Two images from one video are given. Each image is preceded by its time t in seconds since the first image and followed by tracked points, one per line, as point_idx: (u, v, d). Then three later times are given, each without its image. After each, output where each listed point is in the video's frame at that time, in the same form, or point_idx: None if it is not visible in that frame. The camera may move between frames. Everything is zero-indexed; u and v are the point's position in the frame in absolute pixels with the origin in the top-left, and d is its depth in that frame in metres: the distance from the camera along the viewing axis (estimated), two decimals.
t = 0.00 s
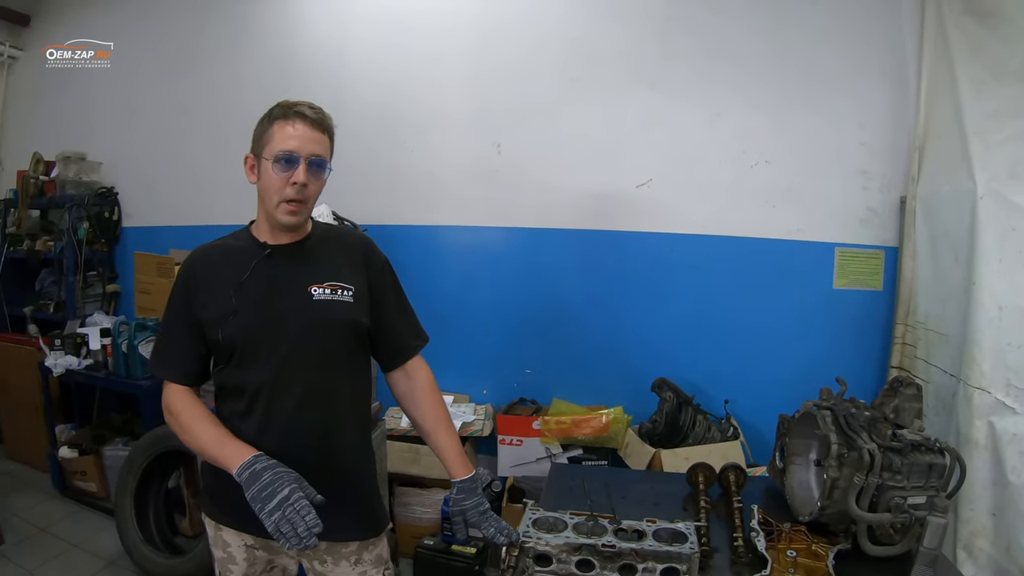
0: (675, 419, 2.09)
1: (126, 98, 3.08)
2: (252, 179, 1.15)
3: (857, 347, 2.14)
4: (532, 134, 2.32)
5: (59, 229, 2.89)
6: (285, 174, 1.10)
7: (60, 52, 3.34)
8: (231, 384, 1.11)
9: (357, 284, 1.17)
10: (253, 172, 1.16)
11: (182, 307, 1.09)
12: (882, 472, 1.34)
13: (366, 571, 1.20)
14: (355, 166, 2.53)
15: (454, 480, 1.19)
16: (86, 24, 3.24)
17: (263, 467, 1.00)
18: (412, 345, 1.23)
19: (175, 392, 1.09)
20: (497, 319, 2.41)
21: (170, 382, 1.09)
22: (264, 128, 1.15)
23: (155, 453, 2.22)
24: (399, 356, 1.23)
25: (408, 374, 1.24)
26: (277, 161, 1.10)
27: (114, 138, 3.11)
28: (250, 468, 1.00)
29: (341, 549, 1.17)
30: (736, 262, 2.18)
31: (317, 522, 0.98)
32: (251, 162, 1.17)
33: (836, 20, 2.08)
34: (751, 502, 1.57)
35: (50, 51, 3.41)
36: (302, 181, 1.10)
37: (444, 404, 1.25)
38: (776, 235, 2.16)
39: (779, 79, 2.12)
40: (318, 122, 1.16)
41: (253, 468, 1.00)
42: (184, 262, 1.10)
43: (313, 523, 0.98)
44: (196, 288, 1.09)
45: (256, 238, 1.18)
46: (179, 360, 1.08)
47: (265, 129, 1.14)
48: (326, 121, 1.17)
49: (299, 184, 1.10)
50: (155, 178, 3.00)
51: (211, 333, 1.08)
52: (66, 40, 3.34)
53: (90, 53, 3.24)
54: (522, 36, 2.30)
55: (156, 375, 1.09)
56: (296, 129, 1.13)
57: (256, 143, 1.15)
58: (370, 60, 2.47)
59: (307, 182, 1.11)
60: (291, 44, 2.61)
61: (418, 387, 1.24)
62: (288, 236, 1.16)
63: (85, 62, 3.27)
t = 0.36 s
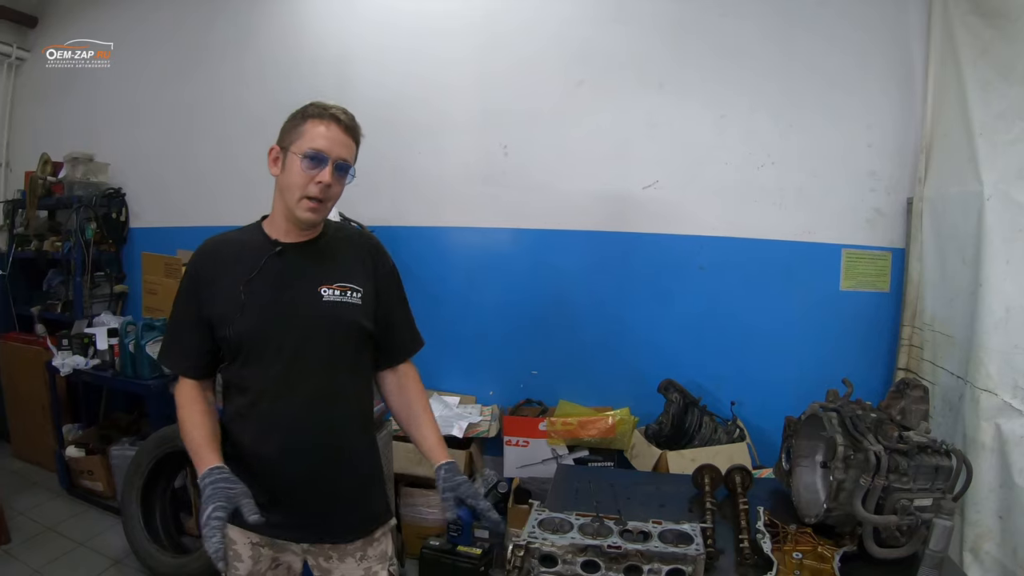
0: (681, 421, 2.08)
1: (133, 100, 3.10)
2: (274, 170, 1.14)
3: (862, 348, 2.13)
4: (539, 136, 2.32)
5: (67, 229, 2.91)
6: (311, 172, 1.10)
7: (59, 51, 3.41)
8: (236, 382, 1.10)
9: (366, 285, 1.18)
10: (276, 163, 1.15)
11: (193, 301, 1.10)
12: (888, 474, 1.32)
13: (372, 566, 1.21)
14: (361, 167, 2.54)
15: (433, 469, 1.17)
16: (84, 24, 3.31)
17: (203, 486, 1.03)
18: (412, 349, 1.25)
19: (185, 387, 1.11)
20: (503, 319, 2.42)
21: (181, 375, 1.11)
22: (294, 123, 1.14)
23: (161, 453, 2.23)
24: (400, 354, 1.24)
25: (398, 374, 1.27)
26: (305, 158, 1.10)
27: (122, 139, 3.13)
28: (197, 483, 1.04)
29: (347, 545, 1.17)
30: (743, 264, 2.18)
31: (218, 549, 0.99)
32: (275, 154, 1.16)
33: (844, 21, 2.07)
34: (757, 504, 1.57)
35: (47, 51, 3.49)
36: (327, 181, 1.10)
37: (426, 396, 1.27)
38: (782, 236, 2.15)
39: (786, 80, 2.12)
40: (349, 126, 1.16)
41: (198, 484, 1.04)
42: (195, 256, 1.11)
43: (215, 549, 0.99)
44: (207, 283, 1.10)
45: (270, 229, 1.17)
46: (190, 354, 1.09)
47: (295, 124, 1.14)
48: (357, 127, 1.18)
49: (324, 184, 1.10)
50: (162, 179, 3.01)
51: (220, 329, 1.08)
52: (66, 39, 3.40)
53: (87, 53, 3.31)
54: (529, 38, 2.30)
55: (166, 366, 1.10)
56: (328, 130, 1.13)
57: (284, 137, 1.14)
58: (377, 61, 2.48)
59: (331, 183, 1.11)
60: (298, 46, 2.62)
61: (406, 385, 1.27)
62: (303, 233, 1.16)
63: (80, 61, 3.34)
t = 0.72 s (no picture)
0: (684, 422, 2.08)
1: (137, 100, 3.11)
2: (287, 173, 1.15)
3: (866, 349, 2.13)
4: (544, 137, 2.33)
5: (71, 229, 2.90)
6: (323, 182, 1.10)
7: (59, 51, 3.45)
8: (242, 377, 1.11)
9: (372, 284, 1.19)
10: (289, 166, 1.15)
11: (200, 294, 1.09)
12: (891, 475, 1.32)
13: (376, 562, 1.21)
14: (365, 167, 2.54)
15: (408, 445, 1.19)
16: (86, 24, 3.34)
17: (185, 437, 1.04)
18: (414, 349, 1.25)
19: (183, 377, 1.10)
20: (507, 320, 2.42)
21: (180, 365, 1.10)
22: (310, 129, 1.14)
23: (164, 453, 2.23)
24: (401, 356, 1.25)
25: (397, 370, 1.27)
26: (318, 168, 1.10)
27: (127, 139, 3.15)
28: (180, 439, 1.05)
29: (352, 543, 1.17)
30: (747, 264, 2.18)
31: (188, 483, 0.96)
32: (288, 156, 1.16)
33: (848, 22, 2.07)
34: (761, 505, 1.57)
35: (51, 51, 3.51)
36: (338, 192, 1.11)
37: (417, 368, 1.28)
38: (786, 237, 2.15)
39: (790, 81, 2.12)
40: (363, 137, 1.16)
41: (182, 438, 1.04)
42: (203, 250, 1.12)
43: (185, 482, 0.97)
44: (214, 277, 1.10)
45: (278, 228, 1.18)
46: (193, 345, 1.08)
47: (311, 131, 1.13)
48: (371, 138, 1.18)
49: (335, 195, 1.10)
50: (166, 180, 3.02)
51: (227, 322, 1.08)
52: (66, 40, 3.45)
53: (92, 53, 3.32)
54: (533, 39, 2.31)
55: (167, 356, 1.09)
56: (343, 140, 1.13)
57: (299, 141, 1.14)
58: (381, 62, 2.49)
59: (342, 194, 1.12)
60: (302, 47, 2.63)
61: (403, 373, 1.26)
62: (310, 235, 1.17)
63: (86, 62, 3.34)
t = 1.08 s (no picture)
0: (686, 422, 2.08)
1: (139, 100, 3.11)
2: (303, 175, 1.13)
3: (868, 349, 2.12)
4: (546, 137, 2.33)
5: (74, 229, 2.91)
6: (336, 194, 1.08)
7: (60, 51, 3.47)
8: (245, 377, 1.09)
9: (376, 286, 1.20)
10: (306, 167, 1.13)
11: (205, 289, 1.05)
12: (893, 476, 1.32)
13: (376, 560, 1.22)
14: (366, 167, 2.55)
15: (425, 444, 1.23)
16: (87, 25, 3.35)
17: (267, 425, 0.97)
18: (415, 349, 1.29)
19: (187, 371, 1.04)
20: (510, 320, 2.42)
21: (183, 361, 1.04)
22: (332, 137, 1.11)
23: (166, 453, 2.24)
24: (400, 356, 1.29)
25: (396, 371, 1.32)
26: (334, 180, 1.07)
27: (129, 139, 3.15)
28: (254, 429, 0.96)
29: (353, 541, 1.17)
30: (750, 265, 2.18)
31: (315, 467, 0.95)
32: (306, 158, 1.13)
33: (850, 22, 2.07)
34: (762, 505, 1.57)
35: (52, 51, 3.52)
36: (350, 207, 1.09)
37: (419, 376, 1.32)
38: (788, 237, 2.15)
39: (792, 81, 2.12)
40: (383, 152, 1.13)
41: (258, 428, 0.96)
42: (207, 244, 1.08)
43: (310, 467, 0.95)
44: (220, 273, 1.07)
45: (288, 224, 1.17)
46: (197, 340, 1.03)
47: (332, 139, 1.10)
48: (392, 153, 1.15)
49: (347, 209, 1.09)
50: (168, 181, 3.03)
51: (235, 318, 1.06)
52: (67, 40, 3.47)
53: (92, 53, 3.33)
54: (534, 39, 2.31)
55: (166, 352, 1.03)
56: (362, 154, 1.10)
57: (319, 146, 1.12)
58: (382, 63, 2.49)
59: (354, 209, 1.10)
60: (303, 47, 2.64)
61: (403, 374, 1.32)
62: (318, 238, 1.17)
63: (86, 61, 3.35)
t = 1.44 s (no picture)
0: (687, 422, 2.08)
1: (139, 100, 3.12)
2: (314, 175, 1.12)
3: (870, 348, 2.12)
4: (545, 137, 2.33)
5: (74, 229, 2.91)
6: (347, 199, 1.07)
7: (60, 51, 3.47)
8: (249, 376, 1.08)
9: (380, 290, 1.21)
10: (317, 169, 1.12)
11: (211, 284, 1.04)
12: (894, 476, 1.32)
13: (379, 558, 1.22)
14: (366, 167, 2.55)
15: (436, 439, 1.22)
16: (87, 25, 3.35)
17: (298, 436, 0.97)
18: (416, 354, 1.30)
19: (188, 364, 1.02)
20: (511, 319, 2.42)
21: (182, 354, 1.02)
22: (346, 141, 1.10)
23: (166, 453, 2.24)
24: (400, 359, 1.29)
25: (396, 374, 1.32)
26: (346, 185, 1.07)
27: (129, 139, 3.16)
28: (285, 438, 0.96)
29: (356, 539, 1.17)
30: (752, 265, 2.18)
31: (356, 480, 0.95)
32: (318, 159, 1.12)
33: (851, 21, 2.07)
34: (763, 505, 1.56)
35: (53, 51, 3.52)
36: (361, 213, 1.09)
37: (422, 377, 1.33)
38: (789, 236, 2.15)
39: (793, 80, 2.12)
40: (397, 160, 1.13)
41: (289, 438, 0.97)
42: (215, 238, 1.07)
43: (353, 480, 0.95)
44: (228, 269, 1.06)
45: (293, 223, 1.16)
46: (202, 335, 1.02)
47: (347, 143, 1.09)
48: (405, 160, 1.15)
49: (358, 215, 1.09)
50: (168, 181, 3.03)
51: (242, 316, 1.05)
52: (67, 41, 3.47)
53: (91, 53, 3.33)
54: (534, 39, 2.31)
55: (169, 346, 1.02)
56: (377, 161, 1.09)
57: (333, 149, 1.10)
58: (382, 62, 2.49)
59: (364, 214, 1.10)
60: (303, 47, 2.64)
61: (406, 378, 1.32)
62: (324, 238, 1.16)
63: (86, 61, 3.36)
